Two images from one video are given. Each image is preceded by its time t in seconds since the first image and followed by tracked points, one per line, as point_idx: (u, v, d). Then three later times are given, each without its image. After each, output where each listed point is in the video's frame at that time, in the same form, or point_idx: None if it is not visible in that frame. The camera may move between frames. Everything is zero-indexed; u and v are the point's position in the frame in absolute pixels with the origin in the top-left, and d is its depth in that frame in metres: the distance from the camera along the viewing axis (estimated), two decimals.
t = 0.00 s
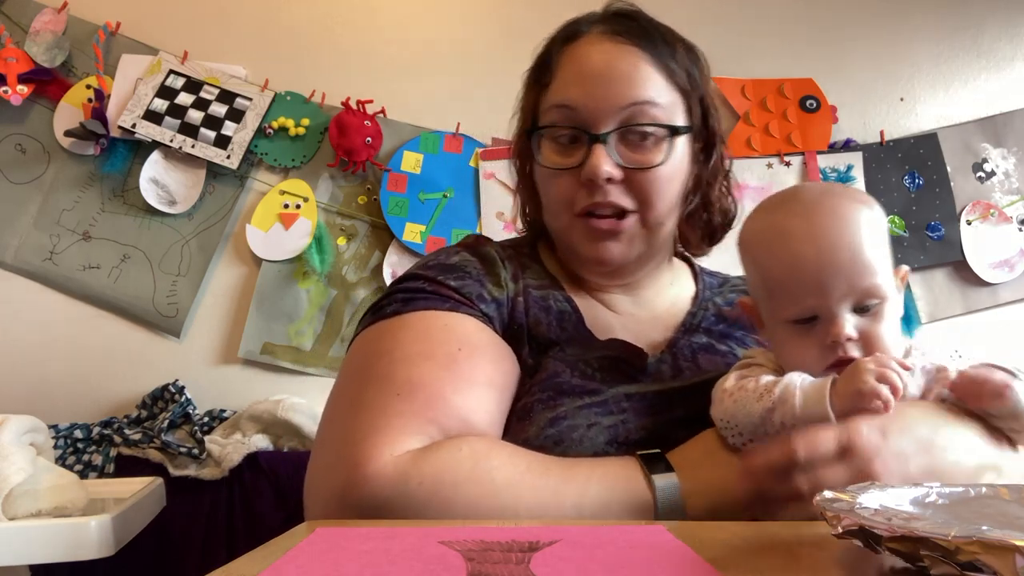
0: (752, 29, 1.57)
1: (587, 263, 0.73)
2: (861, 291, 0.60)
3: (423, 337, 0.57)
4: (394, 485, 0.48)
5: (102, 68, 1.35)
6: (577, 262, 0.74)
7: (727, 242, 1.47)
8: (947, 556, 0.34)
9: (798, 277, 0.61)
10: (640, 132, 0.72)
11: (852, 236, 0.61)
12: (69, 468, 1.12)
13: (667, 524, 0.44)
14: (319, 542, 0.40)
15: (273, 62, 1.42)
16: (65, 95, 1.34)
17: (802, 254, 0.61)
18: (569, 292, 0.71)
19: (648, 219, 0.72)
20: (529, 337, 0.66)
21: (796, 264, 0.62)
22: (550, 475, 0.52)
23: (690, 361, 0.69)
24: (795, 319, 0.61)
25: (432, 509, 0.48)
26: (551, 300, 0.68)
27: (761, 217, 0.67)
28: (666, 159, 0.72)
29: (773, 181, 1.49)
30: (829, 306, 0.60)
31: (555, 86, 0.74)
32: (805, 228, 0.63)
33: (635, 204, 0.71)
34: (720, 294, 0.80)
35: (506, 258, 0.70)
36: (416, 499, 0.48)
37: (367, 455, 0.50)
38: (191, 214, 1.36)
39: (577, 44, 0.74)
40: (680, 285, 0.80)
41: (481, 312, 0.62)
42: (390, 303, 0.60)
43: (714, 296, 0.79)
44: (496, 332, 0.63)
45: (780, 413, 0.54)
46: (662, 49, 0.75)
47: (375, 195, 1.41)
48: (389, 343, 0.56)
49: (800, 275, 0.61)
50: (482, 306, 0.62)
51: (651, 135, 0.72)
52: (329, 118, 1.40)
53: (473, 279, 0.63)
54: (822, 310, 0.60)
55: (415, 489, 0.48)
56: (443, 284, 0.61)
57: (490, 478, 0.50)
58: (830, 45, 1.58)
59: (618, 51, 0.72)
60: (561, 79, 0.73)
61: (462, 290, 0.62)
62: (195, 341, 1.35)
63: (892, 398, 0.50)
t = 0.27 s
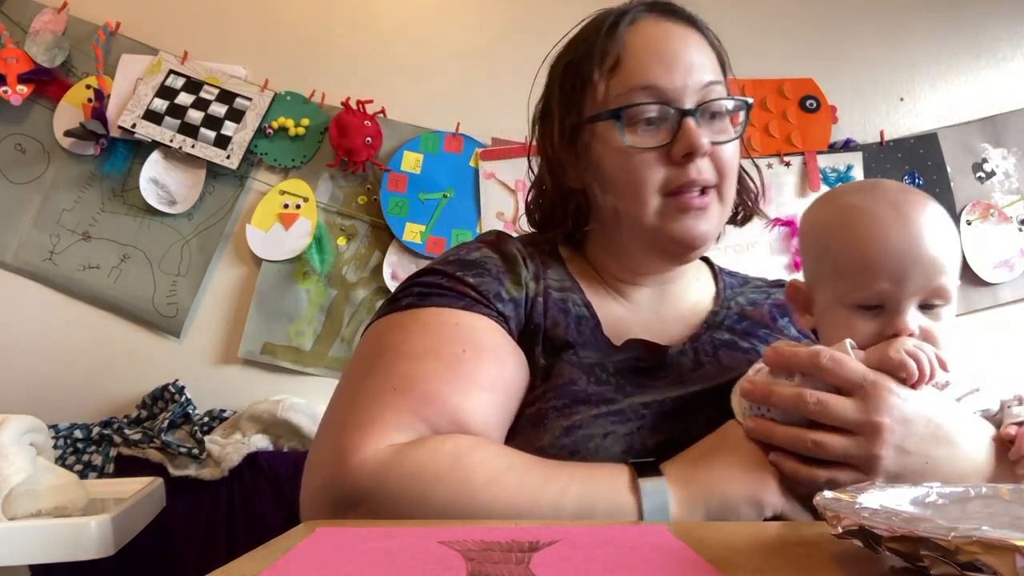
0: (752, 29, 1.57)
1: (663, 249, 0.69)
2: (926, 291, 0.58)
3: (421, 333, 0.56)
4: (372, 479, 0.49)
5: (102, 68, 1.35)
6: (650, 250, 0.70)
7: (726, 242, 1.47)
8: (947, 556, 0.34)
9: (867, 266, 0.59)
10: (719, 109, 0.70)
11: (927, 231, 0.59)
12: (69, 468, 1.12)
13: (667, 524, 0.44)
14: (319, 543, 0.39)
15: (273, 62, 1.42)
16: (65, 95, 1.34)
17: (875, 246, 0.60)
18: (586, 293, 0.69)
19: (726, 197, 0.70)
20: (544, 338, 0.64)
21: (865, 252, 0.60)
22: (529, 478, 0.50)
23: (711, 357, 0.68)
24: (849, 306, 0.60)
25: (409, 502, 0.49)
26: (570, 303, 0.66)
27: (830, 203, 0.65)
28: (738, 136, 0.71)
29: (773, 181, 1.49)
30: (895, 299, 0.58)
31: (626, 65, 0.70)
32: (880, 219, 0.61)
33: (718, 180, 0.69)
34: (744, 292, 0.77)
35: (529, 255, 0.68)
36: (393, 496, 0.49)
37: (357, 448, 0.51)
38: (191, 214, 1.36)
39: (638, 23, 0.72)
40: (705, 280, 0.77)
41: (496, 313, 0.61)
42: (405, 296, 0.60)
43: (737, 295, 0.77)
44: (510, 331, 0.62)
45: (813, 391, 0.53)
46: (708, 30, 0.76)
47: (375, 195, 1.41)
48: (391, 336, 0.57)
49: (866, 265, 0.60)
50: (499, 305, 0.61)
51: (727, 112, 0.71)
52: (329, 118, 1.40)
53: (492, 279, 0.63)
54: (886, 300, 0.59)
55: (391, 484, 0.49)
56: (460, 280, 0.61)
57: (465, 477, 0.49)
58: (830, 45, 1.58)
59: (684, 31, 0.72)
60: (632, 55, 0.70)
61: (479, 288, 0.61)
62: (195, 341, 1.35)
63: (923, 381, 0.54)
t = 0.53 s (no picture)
0: (752, 29, 1.57)
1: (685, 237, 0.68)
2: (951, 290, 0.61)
3: (411, 313, 0.56)
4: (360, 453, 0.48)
5: (102, 68, 1.35)
6: (672, 238, 0.68)
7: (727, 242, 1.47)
8: (947, 557, 0.33)
9: (901, 259, 0.62)
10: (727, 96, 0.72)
11: (956, 230, 0.62)
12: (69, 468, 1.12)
13: (665, 524, 0.44)
14: (318, 543, 0.39)
15: (273, 62, 1.42)
16: (65, 95, 1.34)
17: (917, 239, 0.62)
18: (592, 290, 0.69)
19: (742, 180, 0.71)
20: (548, 325, 0.63)
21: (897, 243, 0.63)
22: (503, 445, 0.44)
23: (720, 358, 0.67)
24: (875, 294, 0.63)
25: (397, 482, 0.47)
26: (579, 296, 0.66)
27: (866, 203, 0.68)
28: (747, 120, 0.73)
29: (773, 181, 1.49)
30: (926, 291, 0.61)
31: (632, 60, 0.71)
32: (914, 215, 0.63)
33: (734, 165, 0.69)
34: (750, 294, 0.76)
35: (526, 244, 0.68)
36: (377, 470, 0.47)
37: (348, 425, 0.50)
38: (191, 214, 1.36)
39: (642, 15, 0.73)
40: (710, 283, 0.76)
41: (486, 295, 0.59)
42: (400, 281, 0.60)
43: (744, 296, 0.75)
44: (506, 316, 0.60)
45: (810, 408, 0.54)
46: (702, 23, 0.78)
47: (375, 195, 1.41)
48: (384, 316, 0.56)
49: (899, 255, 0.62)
50: (488, 289, 0.60)
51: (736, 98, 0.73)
52: (329, 118, 1.40)
53: (481, 263, 0.61)
54: (917, 293, 0.61)
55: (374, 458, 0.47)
56: (448, 267, 0.60)
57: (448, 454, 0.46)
58: (830, 45, 1.58)
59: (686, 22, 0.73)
60: (639, 46, 0.71)
61: (466, 273, 0.60)
62: (196, 341, 1.35)
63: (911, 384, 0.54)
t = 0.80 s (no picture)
0: (751, 29, 1.57)
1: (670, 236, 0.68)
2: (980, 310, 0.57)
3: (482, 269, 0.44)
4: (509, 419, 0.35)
5: (102, 68, 1.35)
6: (654, 240, 0.69)
7: (727, 243, 1.47)
8: (947, 556, 0.33)
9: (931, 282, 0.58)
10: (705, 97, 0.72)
11: (984, 244, 0.57)
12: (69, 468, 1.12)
13: (665, 524, 0.44)
14: (319, 543, 0.39)
15: (273, 62, 1.42)
16: (65, 95, 1.34)
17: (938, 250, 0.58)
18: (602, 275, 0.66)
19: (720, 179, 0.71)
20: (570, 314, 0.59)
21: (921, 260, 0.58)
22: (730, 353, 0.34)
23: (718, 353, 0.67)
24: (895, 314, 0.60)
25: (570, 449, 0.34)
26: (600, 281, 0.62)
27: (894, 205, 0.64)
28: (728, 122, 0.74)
29: (772, 181, 1.49)
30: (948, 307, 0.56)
31: (615, 59, 0.70)
32: (944, 225, 0.59)
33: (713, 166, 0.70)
34: (740, 291, 0.76)
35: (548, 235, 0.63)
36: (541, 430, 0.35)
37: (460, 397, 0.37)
38: (191, 214, 1.36)
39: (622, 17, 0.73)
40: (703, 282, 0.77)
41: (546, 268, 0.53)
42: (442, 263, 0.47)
43: (733, 293, 0.76)
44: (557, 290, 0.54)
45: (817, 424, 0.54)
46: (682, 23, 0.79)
47: (375, 195, 1.41)
48: (437, 287, 0.44)
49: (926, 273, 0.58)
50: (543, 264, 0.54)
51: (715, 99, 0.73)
52: (329, 118, 1.40)
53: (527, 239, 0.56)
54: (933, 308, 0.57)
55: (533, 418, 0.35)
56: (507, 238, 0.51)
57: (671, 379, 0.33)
58: (829, 45, 1.58)
59: (665, 22, 0.73)
60: (625, 48, 0.70)
61: (524, 246, 0.52)
62: (196, 341, 1.35)
63: (920, 409, 0.54)
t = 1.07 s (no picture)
0: (752, 29, 1.57)
1: (661, 226, 0.68)
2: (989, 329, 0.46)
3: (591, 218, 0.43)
4: (658, 328, 0.34)
5: (102, 68, 1.35)
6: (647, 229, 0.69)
7: (727, 243, 1.47)
8: (947, 557, 0.33)
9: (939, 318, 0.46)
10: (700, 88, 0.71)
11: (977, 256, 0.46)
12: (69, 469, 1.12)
13: (665, 525, 0.44)
14: (318, 543, 0.39)
15: (273, 62, 1.42)
16: (65, 95, 1.34)
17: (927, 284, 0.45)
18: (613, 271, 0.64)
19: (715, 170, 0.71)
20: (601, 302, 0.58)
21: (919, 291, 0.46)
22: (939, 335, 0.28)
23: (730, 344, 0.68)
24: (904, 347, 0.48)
25: (720, 373, 0.33)
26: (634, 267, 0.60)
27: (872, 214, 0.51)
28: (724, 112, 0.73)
29: (773, 181, 1.49)
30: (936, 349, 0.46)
31: (604, 52, 0.71)
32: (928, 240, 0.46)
33: (705, 155, 0.69)
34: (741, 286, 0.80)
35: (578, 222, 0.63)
36: (699, 344, 0.33)
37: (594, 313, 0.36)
38: (191, 214, 1.36)
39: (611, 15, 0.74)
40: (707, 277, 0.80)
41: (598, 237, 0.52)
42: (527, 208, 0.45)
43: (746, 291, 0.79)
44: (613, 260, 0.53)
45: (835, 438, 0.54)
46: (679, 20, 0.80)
47: (375, 195, 1.41)
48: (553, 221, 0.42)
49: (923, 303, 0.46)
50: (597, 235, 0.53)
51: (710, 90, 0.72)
52: (329, 118, 1.40)
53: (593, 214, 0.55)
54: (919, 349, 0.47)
55: (683, 328, 0.34)
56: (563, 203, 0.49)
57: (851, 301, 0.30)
58: (830, 46, 1.58)
59: (655, 17, 0.73)
60: (613, 44, 0.71)
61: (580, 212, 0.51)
62: (196, 341, 1.35)
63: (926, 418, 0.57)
